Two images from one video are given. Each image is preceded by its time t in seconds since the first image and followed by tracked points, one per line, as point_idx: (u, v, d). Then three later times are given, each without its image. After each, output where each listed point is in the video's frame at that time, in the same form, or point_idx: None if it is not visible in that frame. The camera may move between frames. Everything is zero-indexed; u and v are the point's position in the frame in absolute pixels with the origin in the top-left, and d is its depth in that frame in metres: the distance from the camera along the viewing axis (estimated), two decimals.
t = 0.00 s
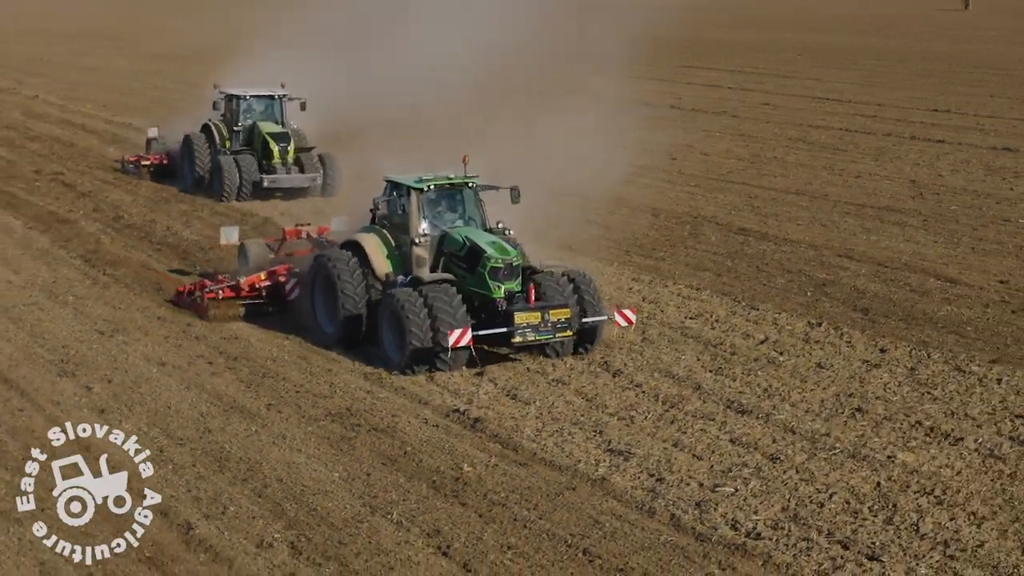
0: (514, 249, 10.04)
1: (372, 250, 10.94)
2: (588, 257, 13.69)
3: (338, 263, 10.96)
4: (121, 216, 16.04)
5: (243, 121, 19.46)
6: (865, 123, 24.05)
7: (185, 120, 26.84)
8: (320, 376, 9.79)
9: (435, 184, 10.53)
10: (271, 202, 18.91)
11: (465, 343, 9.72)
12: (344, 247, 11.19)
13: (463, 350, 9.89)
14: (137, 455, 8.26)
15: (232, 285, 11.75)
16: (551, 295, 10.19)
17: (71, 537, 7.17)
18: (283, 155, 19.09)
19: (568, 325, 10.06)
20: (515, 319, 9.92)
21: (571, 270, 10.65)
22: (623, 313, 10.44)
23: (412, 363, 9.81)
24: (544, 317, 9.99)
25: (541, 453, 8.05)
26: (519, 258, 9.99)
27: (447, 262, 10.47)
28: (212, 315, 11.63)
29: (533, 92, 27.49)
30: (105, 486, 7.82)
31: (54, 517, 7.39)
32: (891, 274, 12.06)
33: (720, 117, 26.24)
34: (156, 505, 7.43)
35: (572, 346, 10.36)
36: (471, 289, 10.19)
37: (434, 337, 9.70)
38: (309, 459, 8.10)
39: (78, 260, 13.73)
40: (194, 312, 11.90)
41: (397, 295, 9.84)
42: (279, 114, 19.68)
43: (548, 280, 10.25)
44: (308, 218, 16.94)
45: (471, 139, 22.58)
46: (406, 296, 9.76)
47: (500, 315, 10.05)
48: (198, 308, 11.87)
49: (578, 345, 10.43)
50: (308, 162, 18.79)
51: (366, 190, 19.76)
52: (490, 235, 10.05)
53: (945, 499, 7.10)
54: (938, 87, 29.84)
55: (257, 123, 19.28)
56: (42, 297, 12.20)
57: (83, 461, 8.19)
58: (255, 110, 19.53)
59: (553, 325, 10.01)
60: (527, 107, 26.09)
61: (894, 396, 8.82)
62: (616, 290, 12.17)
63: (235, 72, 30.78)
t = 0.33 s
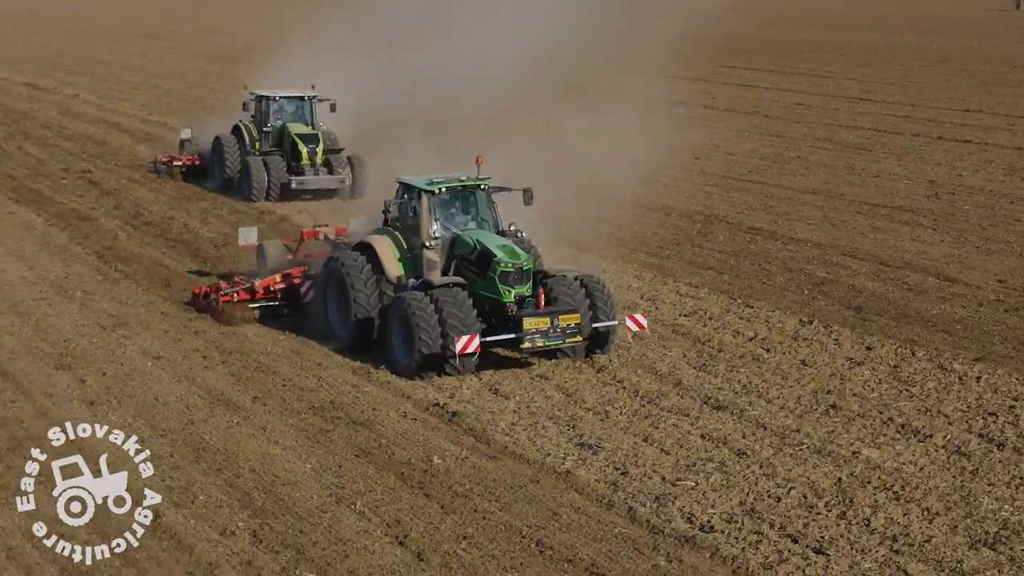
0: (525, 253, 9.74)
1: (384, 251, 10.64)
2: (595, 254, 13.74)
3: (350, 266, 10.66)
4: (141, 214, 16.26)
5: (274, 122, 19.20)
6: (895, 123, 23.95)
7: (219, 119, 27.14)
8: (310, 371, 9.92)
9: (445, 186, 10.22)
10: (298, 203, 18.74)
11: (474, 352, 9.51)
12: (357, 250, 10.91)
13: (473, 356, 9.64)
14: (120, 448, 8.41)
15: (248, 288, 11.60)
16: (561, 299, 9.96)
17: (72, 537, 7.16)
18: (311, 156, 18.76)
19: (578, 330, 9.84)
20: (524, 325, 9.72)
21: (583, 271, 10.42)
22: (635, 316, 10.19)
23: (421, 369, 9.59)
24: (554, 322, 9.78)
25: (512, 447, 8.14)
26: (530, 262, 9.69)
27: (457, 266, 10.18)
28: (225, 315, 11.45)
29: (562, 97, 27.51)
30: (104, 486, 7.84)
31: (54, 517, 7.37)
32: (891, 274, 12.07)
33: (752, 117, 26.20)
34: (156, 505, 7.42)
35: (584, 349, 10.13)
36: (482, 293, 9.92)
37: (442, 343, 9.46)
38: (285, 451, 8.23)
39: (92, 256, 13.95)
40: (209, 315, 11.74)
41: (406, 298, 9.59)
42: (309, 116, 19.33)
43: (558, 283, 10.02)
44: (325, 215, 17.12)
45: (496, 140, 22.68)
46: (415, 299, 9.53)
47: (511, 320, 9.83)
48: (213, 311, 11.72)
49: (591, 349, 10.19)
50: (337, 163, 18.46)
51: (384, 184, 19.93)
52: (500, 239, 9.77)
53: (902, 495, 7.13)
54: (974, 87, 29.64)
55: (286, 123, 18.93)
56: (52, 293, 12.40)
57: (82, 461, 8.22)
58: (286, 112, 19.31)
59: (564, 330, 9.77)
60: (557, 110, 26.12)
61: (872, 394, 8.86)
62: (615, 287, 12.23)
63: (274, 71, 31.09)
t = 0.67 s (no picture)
0: (531, 255, 9.64)
1: (392, 253, 10.57)
2: (600, 252, 13.82)
3: (356, 267, 10.57)
4: (159, 212, 16.48)
5: (299, 124, 18.88)
6: (921, 123, 23.87)
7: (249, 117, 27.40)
8: (297, 365, 10.07)
9: (454, 188, 10.17)
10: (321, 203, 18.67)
11: (474, 351, 9.31)
12: (364, 251, 10.83)
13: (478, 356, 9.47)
14: (101, 440, 8.56)
15: (257, 291, 11.53)
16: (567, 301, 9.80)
17: (73, 537, 7.17)
18: (336, 157, 18.56)
19: (584, 332, 9.67)
20: (527, 326, 9.55)
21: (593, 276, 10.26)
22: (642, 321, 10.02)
23: (425, 372, 9.46)
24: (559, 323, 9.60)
25: (481, 439, 8.24)
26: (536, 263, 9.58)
27: (464, 268, 10.14)
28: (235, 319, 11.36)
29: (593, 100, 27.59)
30: (105, 486, 7.85)
31: (39, 511, 7.44)
32: (888, 272, 12.09)
33: (780, 116, 26.16)
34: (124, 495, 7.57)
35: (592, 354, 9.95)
36: (488, 295, 9.80)
37: (446, 345, 9.33)
38: (259, 442, 8.36)
39: (104, 253, 14.17)
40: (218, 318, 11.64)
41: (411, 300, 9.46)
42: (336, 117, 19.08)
43: (564, 284, 9.86)
44: (341, 213, 17.25)
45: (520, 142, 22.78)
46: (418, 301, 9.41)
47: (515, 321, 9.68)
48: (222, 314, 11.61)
49: (599, 353, 10.03)
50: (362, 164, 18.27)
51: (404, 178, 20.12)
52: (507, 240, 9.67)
53: (857, 490, 7.17)
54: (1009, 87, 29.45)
55: (312, 125, 18.71)
56: (59, 289, 12.60)
57: (82, 461, 8.22)
58: (313, 112, 18.98)
59: (568, 332, 9.60)
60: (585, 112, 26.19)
61: (847, 390, 8.90)
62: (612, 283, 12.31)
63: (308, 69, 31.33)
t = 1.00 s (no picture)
0: (532, 264, 9.42)
1: (395, 258, 10.39)
2: (601, 250, 13.87)
3: (360, 273, 10.41)
4: (173, 209, 16.68)
5: (321, 125, 18.59)
6: (946, 124, 23.76)
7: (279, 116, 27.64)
8: (282, 360, 10.20)
9: (456, 195, 9.96)
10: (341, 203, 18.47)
11: (472, 362, 9.06)
12: (367, 256, 10.69)
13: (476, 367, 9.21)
14: (79, 428, 8.70)
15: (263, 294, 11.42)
16: (569, 310, 9.53)
17: (38, 521, 7.26)
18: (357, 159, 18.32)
19: (585, 343, 9.40)
20: (527, 336, 9.30)
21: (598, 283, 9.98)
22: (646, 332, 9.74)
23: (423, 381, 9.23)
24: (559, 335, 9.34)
25: (449, 434, 8.33)
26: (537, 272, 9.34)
27: (466, 274, 9.95)
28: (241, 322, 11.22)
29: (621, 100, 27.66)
30: (102, 478, 7.79)
31: (9, 497, 7.58)
32: (883, 271, 12.10)
33: (807, 117, 26.10)
34: (92, 484, 7.70)
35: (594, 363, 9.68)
36: (489, 303, 9.57)
37: (445, 353, 9.09)
38: (233, 434, 8.49)
39: (113, 249, 14.38)
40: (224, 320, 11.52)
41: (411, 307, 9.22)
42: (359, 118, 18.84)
43: (566, 293, 9.58)
44: (354, 213, 17.40)
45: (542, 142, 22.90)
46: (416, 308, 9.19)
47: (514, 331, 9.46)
48: (228, 317, 11.49)
49: (601, 362, 9.76)
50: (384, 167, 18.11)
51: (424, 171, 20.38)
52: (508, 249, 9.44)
53: (810, 486, 7.21)
54: None
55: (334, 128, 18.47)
56: (63, 284, 12.79)
57: (64, 450, 8.32)
58: (335, 114, 18.71)
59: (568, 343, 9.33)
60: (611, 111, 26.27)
61: (820, 388, 8.94)
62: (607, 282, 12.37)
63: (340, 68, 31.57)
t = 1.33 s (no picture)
0: (527, 265, 9.30)
1: (393, 260, 10.32)
2: (603, 248, 13.92)
3: (358, 274, 10.37)
4: (186, 206, 16.88)
5: (342, 126, 18.58)
6: (972, 124, 23.64)
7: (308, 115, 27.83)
8: (267, 354, 10.34)
9: (452, 196, 9.81)
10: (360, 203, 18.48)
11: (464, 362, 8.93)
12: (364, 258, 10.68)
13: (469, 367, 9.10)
14: (58, 418, 8.87)
15: (266, 297, 11.38)
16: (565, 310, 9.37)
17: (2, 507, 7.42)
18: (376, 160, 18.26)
19: (579, 344, 9.22)
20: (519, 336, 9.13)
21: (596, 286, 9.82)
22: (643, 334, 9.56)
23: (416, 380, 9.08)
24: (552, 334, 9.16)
25: (417, 427, 8.43)
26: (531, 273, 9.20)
27: (464, 277, 9.74)
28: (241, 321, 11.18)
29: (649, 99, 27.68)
30: (70, 468, 7.95)
31: None
32: (877, 270, 12.11)
33: (834, 117, 26.03)
34: (60, 473, 7.85)
35: (591, 365, 9.47)
36: (484, 305, 9.43)
37: (438, 352, 8.95)
38: (207, 425, 8.64)
39: (121, 245, 14.59)
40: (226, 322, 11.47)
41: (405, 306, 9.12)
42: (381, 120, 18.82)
43: (563, 294, 9.41)
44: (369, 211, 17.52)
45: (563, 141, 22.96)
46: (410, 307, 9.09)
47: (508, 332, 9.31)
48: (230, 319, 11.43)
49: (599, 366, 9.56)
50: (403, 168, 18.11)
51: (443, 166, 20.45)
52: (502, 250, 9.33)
53: (762, 481, 7.25)
54: None
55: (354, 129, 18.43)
56: (67, 279, 12.99)
57: (39, 439, 8.48)
58: (357, 114, 18.69)
59: (562, 343, 9.15)
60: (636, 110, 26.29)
61: (791, 384, 8.99)
62: (602, 279, 12.42)
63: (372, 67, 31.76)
